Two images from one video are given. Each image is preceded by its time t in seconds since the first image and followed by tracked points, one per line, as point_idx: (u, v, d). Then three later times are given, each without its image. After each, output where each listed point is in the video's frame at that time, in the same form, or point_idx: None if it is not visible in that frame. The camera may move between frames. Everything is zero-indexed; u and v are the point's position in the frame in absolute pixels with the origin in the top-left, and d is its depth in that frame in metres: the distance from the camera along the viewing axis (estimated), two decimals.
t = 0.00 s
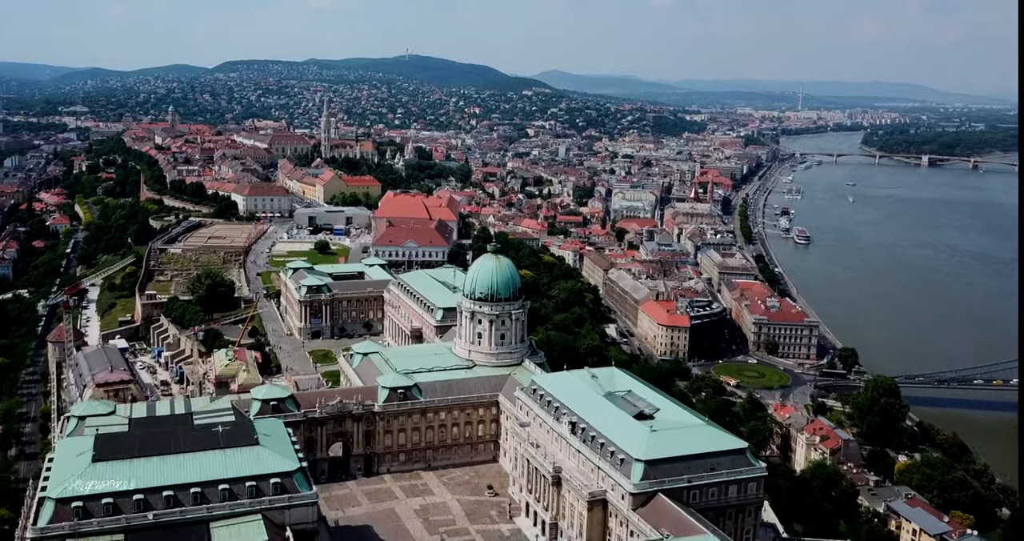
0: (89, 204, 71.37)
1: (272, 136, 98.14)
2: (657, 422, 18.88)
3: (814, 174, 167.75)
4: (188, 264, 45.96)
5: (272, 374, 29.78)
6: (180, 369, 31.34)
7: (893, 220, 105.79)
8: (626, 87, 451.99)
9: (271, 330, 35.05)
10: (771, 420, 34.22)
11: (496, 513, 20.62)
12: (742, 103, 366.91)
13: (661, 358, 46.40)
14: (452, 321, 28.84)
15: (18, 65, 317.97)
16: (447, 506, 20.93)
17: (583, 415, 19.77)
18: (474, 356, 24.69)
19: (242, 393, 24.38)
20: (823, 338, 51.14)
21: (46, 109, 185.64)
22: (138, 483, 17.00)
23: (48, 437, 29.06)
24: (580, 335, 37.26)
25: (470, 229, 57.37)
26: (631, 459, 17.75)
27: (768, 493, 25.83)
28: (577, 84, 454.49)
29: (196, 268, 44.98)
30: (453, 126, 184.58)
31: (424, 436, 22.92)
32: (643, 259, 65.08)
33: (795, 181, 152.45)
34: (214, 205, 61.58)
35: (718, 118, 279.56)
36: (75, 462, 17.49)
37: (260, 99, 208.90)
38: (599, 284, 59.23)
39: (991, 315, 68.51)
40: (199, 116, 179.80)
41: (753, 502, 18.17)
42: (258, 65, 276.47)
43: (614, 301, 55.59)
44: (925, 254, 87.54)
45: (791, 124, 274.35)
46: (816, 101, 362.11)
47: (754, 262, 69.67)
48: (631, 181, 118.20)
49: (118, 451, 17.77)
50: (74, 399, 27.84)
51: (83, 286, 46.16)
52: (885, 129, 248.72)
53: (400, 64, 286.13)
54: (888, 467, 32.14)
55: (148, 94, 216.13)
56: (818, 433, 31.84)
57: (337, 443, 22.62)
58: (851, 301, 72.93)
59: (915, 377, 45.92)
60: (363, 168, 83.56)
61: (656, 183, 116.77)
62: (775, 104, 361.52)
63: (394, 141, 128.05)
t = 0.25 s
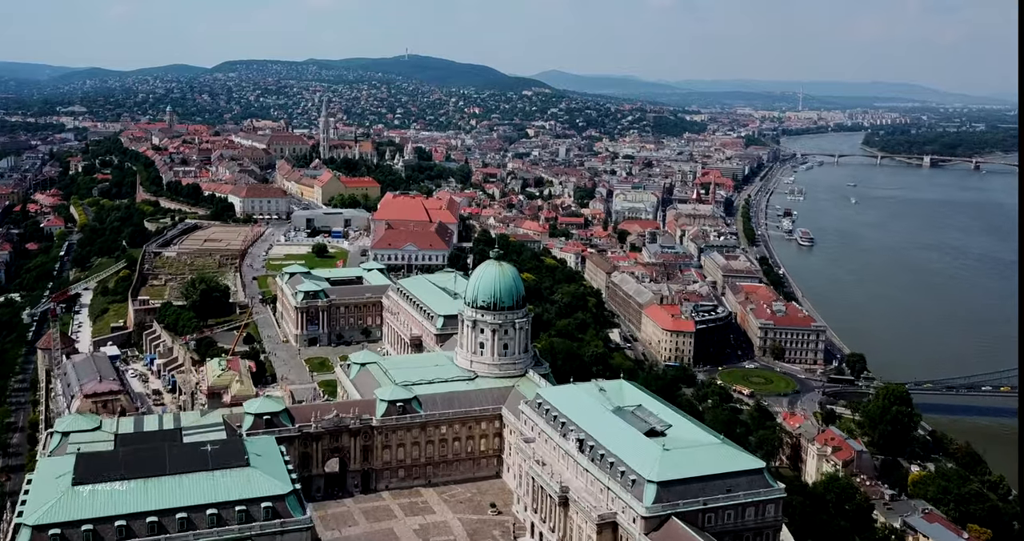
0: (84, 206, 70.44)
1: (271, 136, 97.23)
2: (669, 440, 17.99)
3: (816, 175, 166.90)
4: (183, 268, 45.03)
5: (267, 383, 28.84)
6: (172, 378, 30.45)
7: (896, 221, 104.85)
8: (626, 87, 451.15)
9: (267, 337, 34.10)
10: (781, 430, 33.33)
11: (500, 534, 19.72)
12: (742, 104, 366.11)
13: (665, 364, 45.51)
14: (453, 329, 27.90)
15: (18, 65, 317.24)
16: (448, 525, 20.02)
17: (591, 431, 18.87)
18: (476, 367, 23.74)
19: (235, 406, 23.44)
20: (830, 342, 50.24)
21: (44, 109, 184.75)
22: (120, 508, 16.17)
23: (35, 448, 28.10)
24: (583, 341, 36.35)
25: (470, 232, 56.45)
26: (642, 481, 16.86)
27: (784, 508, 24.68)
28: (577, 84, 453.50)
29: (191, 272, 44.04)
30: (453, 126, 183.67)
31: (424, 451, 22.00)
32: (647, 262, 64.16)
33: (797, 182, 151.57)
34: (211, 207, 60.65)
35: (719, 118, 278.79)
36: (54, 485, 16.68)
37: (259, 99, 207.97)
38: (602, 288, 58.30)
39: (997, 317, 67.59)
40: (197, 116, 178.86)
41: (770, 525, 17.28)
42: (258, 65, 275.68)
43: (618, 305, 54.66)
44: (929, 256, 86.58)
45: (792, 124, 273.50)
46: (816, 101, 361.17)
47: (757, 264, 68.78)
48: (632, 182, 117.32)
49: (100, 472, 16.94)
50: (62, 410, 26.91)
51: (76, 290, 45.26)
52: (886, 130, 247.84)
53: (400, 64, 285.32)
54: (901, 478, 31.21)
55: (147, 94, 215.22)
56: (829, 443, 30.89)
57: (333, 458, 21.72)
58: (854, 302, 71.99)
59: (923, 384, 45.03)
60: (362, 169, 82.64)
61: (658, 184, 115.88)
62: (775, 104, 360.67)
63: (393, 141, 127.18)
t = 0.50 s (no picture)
0: (80, 208, 69.48)
1: (269, 137, 96.32)
2: (683, 459, 17.10)
3: (817, 175, 166.00)
4: (178, 272, 44.13)
5: (262, 394, 27.91)
6: (164, 387, 29.54)
7: (900, 222, 103.86)
8: (626, 87, 450.25)
9: (262, 344, 33.18)
10: (791, 440, 32.34)
11: None
12: (742, 104, 365.26)
13: (671, 370, 44.64)
14: (455, 337, 26.97)
15: (17, 65, 316.68)
16: None
17: (600, 449, 17.95)
18: (479, 379, 22.80)
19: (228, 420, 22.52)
20: (838, 348, 49.33)
21: (42, 109, 183.86)
22: (98, 534, 15.20)
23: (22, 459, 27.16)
24: (588, 348, 35.47)
25: (471, 235, 55.54)
26: (656, 504, 15.97)
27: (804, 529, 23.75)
28: (577, 84, 452.60)
29: (185, 276, 43.11)
30: (452, 126, 182.73)
31: (424, 467, 21.10)
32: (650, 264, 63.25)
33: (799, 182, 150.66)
34: (207, 209, 59.74)
35: (719, 118, 277.73)
36: (30, 510, 15.77)
37: (258, 99, 207.04)
38: (605, 291, 57.38)
39: (1004, 319, 66.73)
40: (196, 116, 177.97)
41: None
42: (257, 65, 274.91)
43: (622, 309, 53.73)
44: (934, 257, 85.80)
45: (792, 124, 272.58)
46: (816, 101, 360.18)
47: (762, 266, 67.84)
48: (633, 183, 116.46)
49: (78, 496, 16.02)
50: (49, 422, 25.97)
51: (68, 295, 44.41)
52: (887, 130, 246.96)
53: (399, 65, 284.53)
54: (917, 491, 30.25)
55: (146, 94, 214.37)
56: (842, 454, 29.94)
57: (330, 475, 20.81)
58: (859, 304, 71.03)
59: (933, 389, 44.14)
60: (361, 170, 81.73)
61: (659, 185, 114.99)
62: (775, 104, 359.83)
63: (393, 142, 126.34)
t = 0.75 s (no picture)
0: (75, 210, 68.56)
1: (267, 138, 95.39)
2: (699, 483, 16.20)
3: (820, 177, 165.03)
4: (173, 276, 43.22)
5: (256, 405, 27.00)
6: (156, 397, 28.62)
7: (904, 224, 102.88)
8: (626, 88, 449.41)
9: (257, 352, 32.24)
10: (803, 451, 31.56)
11: None
12: (743, 104, 364.37)
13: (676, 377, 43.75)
14: (456, 347, 26.02)
15: (16, 65, 315.92)
16: None
17: (611, 469, 17.07)
18: (481, 393, 21.88)
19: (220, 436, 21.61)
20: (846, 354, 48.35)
21: (40, 110, 182.96)
22: None
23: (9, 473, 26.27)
24: (592, 357, 34.55)
25: (472, 238, 54.64)
26: (671, 531, 15.08)
27: None
28: (577, 84, 451.67)
29: (180, 281, 42.17)
30: (452, 127, 181.80)
31: (425, 485, 20.24)
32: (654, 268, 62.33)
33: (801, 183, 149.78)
34: (204, 211, 58.82)
35: (720, 119, 276.77)
36: None
37: (257, 99, 206.12)
38: (608, 295, 56.44)
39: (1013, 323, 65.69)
40: (195, 116, 177.06)
41: None
42: (257, 65, 274.09)
43: (625, 314, 52.80)
44: (940, 259, 84.80)
45: (794, 125, 271.67)
46: (817, 101, 359.21)
47: (767, 269, 66.89)
48: (635, 184, 115.50)
49: (54, 526, 15.07)
50: (36, 435, 25.04)
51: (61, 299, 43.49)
52: (889, 130, 245.96)
53: (399, 65, 283.72)
54: (933, 505, 29.37)
55: (145, 94, 213.47)
56: (857, 468, 29.00)
57: (326, 494, 19.94)
58: (864, 308, 70.10)
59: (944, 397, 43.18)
60: (361, 171, 80.81)
61: (661, 186, 114.08)
62: (776, 104, 359.04)
63: (393, 143, 125.43)
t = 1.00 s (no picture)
0: (70, 211, 67.63)
1: (266, 138, 94.47)
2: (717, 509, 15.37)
3: (822, 177, 164.06)
4: (167, 280, 42.29)
5: (250, 416, 26.09)
6: (147, 407, 27.66)
7: (909, 225, 101.95)
8: (626, 87, 448.53)
9: (253, 361, 31.33)
10: (814, 462, 30.65)
11: None
12: (743, 103, 363.47)
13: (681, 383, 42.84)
14: (458, 356, 25.10)
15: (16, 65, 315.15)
16: None
17: (623, 492, 16.21)
18: (484, 406, 20.97)
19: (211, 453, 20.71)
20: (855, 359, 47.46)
21: (39, 110, 182.08)
22: None
23: None
24: (597, 365, 33.64)
25: (473, 240, 53.72)
26: None
27: None
28: (577, 85, 450.89)
29: (175, 285, 41.20)
30: (452, 127, 180.88)
31: (426, 505, 19.41)
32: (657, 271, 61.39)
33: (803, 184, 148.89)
34: (201, 213, 57.91)
35: (720, 119, 275.88)
36: None
37: (256, 99, 205.23)
38: (611, 299, 55.50)
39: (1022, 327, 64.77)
40: (194, 117, 176.23)
41: None
42: (257, 65, 273.19)
43: (629, 318, 51.88)
44: (945, 261, 83.89)
45: (795, 125, 270.72)
46: (817, 101, 358.28)
47: (771, 271, 65.97)
48: (637, 184, 114.60)
49: None
50: (21, 449, 24.17)
51: (53, 304, 42.56)
52: (890, 130, 244.93)
53: (399, 65, 282.86)
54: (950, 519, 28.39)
55: (144, 94, 212.56)
56: (871, 480, 28.09)
57: (322, 514, 19.07)
58: (869, 310, 69.25)
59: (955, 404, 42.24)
60: (360, 172, 79.88)
61: (663, 187, 113.18)
62: (776, 105, 358.14)
63: (393, 143, 124.55)
